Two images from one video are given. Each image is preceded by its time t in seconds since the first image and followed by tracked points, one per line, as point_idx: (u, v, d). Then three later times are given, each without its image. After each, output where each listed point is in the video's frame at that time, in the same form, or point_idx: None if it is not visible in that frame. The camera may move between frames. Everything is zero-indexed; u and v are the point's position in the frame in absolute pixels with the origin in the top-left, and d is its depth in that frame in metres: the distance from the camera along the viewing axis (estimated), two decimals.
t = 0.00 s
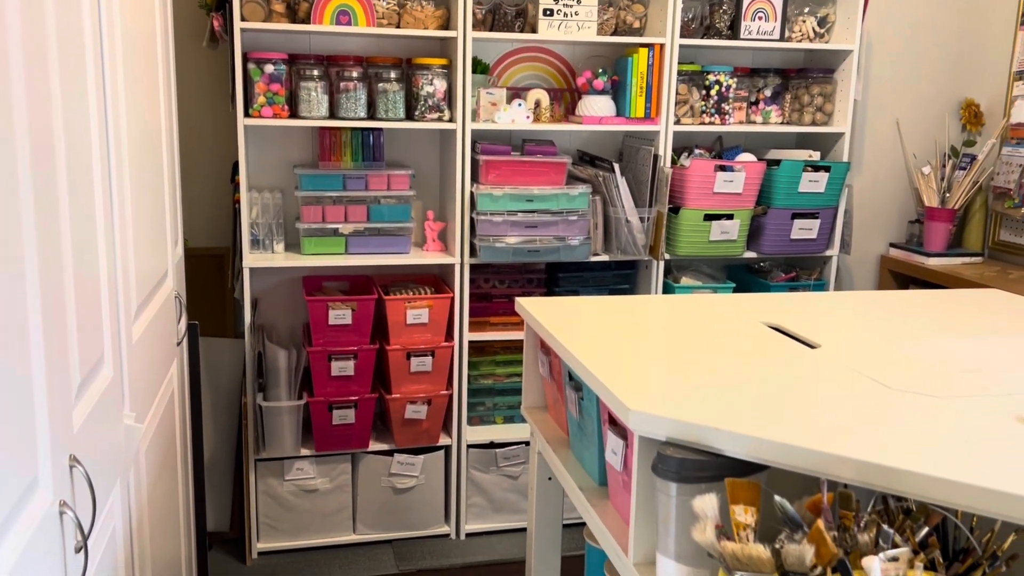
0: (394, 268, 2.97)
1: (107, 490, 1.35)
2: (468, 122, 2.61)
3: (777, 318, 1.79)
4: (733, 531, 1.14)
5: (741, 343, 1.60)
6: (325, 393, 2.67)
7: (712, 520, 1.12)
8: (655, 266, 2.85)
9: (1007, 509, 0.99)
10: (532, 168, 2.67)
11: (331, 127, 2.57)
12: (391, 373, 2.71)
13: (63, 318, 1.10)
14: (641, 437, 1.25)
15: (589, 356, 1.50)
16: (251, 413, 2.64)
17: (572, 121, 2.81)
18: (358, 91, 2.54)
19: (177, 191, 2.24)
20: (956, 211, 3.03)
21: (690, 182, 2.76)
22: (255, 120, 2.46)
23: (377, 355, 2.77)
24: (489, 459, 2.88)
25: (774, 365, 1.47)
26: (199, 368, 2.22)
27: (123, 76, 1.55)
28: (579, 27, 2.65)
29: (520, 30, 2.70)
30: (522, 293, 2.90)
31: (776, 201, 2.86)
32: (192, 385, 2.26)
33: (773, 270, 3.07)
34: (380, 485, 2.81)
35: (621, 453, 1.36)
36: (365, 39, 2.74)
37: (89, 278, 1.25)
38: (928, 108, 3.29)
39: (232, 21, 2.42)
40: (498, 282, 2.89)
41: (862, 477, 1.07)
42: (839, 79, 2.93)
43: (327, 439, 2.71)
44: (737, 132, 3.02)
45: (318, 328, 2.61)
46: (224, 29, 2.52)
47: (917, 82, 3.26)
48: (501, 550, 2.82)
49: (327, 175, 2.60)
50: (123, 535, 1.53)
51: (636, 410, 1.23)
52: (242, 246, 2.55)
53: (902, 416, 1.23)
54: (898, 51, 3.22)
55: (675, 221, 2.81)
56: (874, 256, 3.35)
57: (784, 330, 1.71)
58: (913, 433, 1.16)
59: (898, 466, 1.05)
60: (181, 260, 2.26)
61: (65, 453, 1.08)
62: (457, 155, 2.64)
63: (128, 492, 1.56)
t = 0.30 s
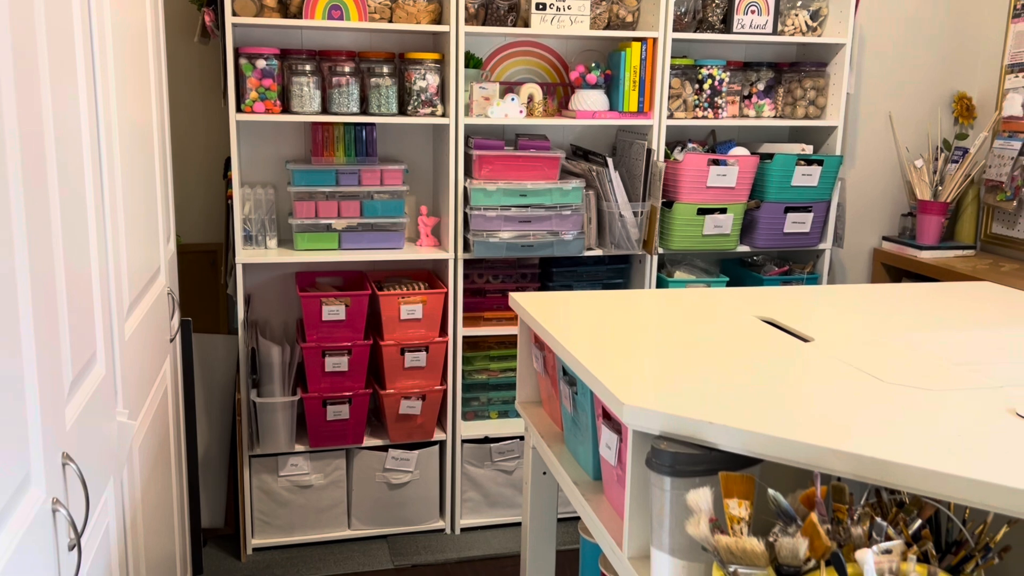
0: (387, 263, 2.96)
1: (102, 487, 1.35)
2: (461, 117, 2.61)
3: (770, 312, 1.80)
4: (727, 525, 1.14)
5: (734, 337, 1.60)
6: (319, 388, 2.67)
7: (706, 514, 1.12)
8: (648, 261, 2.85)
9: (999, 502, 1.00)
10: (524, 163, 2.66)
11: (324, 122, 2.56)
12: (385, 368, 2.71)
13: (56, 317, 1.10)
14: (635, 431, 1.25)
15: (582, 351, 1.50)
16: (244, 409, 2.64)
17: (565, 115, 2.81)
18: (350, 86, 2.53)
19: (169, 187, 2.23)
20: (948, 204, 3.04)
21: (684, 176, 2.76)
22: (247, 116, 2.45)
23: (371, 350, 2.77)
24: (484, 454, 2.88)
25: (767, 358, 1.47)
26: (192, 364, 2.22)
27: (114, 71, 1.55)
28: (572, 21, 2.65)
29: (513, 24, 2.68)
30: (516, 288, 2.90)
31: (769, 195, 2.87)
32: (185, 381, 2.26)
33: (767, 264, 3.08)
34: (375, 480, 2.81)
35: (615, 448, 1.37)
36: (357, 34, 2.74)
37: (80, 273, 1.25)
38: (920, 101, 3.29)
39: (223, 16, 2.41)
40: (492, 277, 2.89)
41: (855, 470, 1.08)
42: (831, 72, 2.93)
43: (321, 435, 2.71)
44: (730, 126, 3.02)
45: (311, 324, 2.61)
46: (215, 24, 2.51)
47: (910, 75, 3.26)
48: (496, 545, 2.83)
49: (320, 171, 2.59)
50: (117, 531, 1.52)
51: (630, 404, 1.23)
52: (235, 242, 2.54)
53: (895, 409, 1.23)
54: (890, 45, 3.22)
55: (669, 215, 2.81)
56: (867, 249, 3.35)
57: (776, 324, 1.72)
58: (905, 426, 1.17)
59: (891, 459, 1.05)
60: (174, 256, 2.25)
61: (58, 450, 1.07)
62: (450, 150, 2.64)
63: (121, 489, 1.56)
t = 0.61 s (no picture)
0: (381, 262, 2.96)
1: (95, 488, 1.34)
2: (454, 115, 2.61)
3: (763, 309, 1.80)
4: (722, 522, 1.15)
5: (727, 334, 1.61)
6: (313, 387, 2.66)
7: (700, 511, 1.13)
8: (642, 258, 2.85)
9: (991, 497, 1.00)
10: (517, 161, 2.65)
11: (317, 120, 2.55)
12: (379, 367, 2.71)
13: (48, 320, 1.09)
14: (629, 429, 1.25)
15: (576, 348, 1.50)
16: (238, 408, 2.63)
17: (558, 113, 2.81)
18: (343, 84, 2.53)
19: (161, 187, 2.22)
20: (940, 201, 3.04)
21: (676, 174, 2.76)
22: (239, 115, 2.44)
23: (365, 349, 2.76)
24: (478, 452, 2.88)
25: (760, 355, 1.47)
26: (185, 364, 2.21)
27: (105, 70, 1.54)
28: (564, 19, 2.65)
29: (505, 22, 2.68)
30: (510, 286, 2.90)
31: (761, 193, 2.87)
32: (178, 381, 2.25)
33: (759, 261, 3.08)
34: (369, 479, 2.80)
35: (609, 445, 1.37)
36: (349, 32, 2.73)
37: (72, 274, 1.24)
38: (912, 98, 3.30)
39: (215, 15, 2.40)
40: (485, 275, 2.89)
41: (848, 466, 1.08)
42: (824, 69, 2.94)
43: (315, 434, 2.70)
44: (722, 124, 3.02)
45: (305, 323, 2.60)
46: (207, 23, 2.50)
47: (902, 72, 3.27)
48: (490, 543, 2.83)
49: (312, 170, 2.59)
50: (110, 532, 1.52)
51: (624, 401, 1.24)
52: (228, 242, 2.53)
53: (887, 406, 1.23)
54: (881, 42, 3.23)
55: (662, 213, 2.81)
56: (859, 246, 3.36)
57: (770, 321, 1.72)
58: (896, 422, 1.17)
59: (883, 455, 1.06)
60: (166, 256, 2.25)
61: (50, 451, 1.07)
62: (443, 149, 2.63)
63: (115, 489, 1.55)
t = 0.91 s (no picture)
0: (374, 263, 2.95)
1: (87, 491, 1.34)
2: (447, 116, 2.60)
3: (755, 308, 1.80)
4: (715, 522, 1.15)
5: (721, 334, 1.61)
6: (306, 389, 2.66)
7: (693, 511, 1.13)
8: (635, 258, 2.86)
9: (983, 495, 1.00)
10: (509, 161, 2.65)
11: (309, 121, 2.55)
12: (372, 368, 2.70)
13: (39, 324, 1.09)
14: (622, 429, 1.25)
15: (569, 348, 1.50)
16: (230, 410, 2.63)
17: (550, 114, 2.81)
18: (335, 85, 2.52)
19: (152, 189, 2.21)
20: (931, 199, 3.06)
21: (669, 174, 2.76)
22: (230, 116, 2.43)
23: (358, 350, 2.76)
24: (472, 453, 2.88)
25: (753, 355, 1.47)
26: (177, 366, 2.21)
27: (95, 72, 1.53)
28: (556, 20, 2.65)
29: (497, 23, 2.68)
30: (503, 287, 2.90)
31: (754, 192, 2.87)
32: (171, 383, 2.24)
33: (752, 260, 3.09)
34: (363, 480, 2.80)
35: (603, 446, 1.37)
36: (341, 33, 2.73)
37: (62, 277, 1.24)
38: (903, 98, 3.31)
39: (206, 16, 2.39)
40: (478, 276, 2.89)
41: (840, 465, 1.08)
42: (815, 69, 2.95)
43: (308, 436, 2.70)
44: (714, 124, 3.02)
45: (297, 324, 2.60)
46: (198, 24, 2.49)
47: (893, 72, 3.28)
48: (485, 544, 2.83)
49: (304, 170, 2.58)
50: (103, 535, 1.52)
51: (618, 402, 1.24)
52: (220, 243, 2.52)
53: (880, 405, 1.24)
54: (872, 41, 3.24)
55: (654, 212, 2.81)
56: (851, 245, 3.37)
57: (762, 320, 1.72)
58: (889, 421, 1.17)
59: (875, 454, 1.06)
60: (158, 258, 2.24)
61: (41, 454, 1.07)
62: (435, 149, 2.63)
63: (107, 492, 1.55)
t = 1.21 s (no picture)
0: (365, 267, 2.95)
1: (77, 497, 1.33)
2: (437, 120, 2.60)
3: (746, 310, 1.81)
4: (707, 524, 1.15)
5: (712, 336, 1.61)
6: (298, 393, 2.65)
7: (685, 513, 1.13)
8: (626, 261, 2.86)
9: (973, 495, 1.01)
10: (500, 164, 2.66)
11: (299, 125, 2.54)
12: (364, 372, 2.70)
13: (28, 331, 1.09)
14: (614, 431, 1.25)
15: (560, 351, 1.50)
16: (222, 415, 2.62)
17: (541, 116, 2.81)
18: (325, 89, 2.52)
19: (142, 194, 2.21)
20: (920, 201, 3.07)
21: (660, 176, 2.77)
22: (220, 120, 2.43)
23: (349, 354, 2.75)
24: (464, 456, 2.87)
25: (744, 356, 1.48)
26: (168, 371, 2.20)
27: (84, 77, 1.53)
28: (546, 23, 2.65)
29: (488, 26, 2.69)
30: (494, 290, 2.90)
31: (744, 194, 2.88)
32: (161, 388, 2.24)
33: (743, 262, 3.10)
34: (355, 484, 2.79)
35: (595, 448, 1.37)
36: (331, 37, 2.73)
37: (52, 281, 1.23)
38: (892, 100, 3.33)
39: (196, 20, 2.39)
40: (470, 279, 2.89)
41: (831, 466, 1.09)
42: (804, 71, 2.96)
43: (299, 440, 2.69)
44: (705, 126, 3.03)
45: (288, 329, 2.59)
46: (187, 28, 2.49)
47: (881, 74, 3.30)
48: (477, 547, 2.82)
49: (294, 174, 2.58)
50: (93, 542, 1.51)
51: (609, 404, 1.24)
52: (210, 248, 2.52)
53: (871, 406, 1.24)
54: (860, 44, 3.25)
55: (645, 215, 2.82)
56: (841, 246, 3.39)
57: (753, 322, 1.73)
58: (880, 422, 1.18)
59: (866, 455, 1.06)
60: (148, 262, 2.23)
61: (31, 461, 1.06)
62: (426, 152, 2.63)
63: (98, 498, 1.54)
